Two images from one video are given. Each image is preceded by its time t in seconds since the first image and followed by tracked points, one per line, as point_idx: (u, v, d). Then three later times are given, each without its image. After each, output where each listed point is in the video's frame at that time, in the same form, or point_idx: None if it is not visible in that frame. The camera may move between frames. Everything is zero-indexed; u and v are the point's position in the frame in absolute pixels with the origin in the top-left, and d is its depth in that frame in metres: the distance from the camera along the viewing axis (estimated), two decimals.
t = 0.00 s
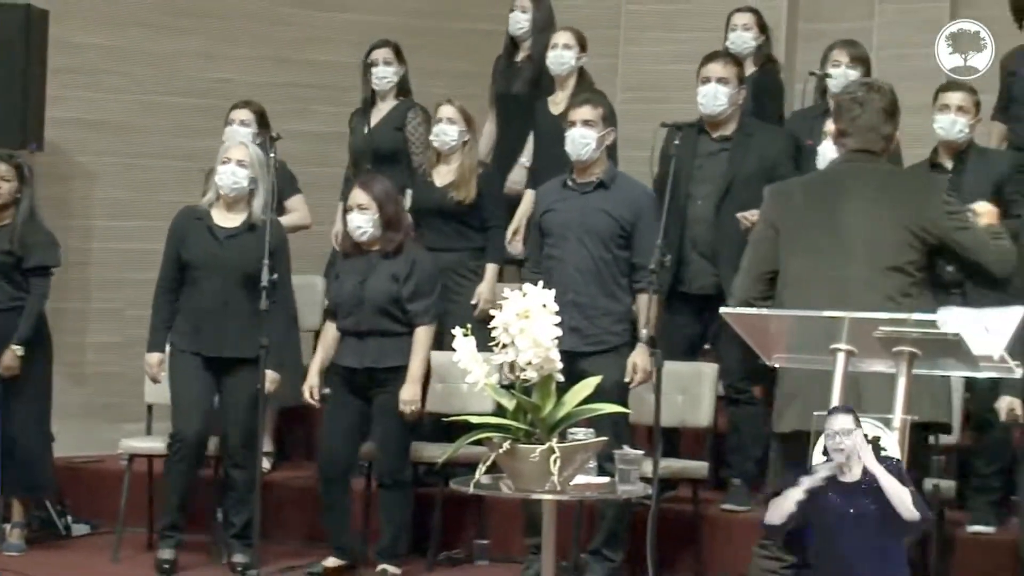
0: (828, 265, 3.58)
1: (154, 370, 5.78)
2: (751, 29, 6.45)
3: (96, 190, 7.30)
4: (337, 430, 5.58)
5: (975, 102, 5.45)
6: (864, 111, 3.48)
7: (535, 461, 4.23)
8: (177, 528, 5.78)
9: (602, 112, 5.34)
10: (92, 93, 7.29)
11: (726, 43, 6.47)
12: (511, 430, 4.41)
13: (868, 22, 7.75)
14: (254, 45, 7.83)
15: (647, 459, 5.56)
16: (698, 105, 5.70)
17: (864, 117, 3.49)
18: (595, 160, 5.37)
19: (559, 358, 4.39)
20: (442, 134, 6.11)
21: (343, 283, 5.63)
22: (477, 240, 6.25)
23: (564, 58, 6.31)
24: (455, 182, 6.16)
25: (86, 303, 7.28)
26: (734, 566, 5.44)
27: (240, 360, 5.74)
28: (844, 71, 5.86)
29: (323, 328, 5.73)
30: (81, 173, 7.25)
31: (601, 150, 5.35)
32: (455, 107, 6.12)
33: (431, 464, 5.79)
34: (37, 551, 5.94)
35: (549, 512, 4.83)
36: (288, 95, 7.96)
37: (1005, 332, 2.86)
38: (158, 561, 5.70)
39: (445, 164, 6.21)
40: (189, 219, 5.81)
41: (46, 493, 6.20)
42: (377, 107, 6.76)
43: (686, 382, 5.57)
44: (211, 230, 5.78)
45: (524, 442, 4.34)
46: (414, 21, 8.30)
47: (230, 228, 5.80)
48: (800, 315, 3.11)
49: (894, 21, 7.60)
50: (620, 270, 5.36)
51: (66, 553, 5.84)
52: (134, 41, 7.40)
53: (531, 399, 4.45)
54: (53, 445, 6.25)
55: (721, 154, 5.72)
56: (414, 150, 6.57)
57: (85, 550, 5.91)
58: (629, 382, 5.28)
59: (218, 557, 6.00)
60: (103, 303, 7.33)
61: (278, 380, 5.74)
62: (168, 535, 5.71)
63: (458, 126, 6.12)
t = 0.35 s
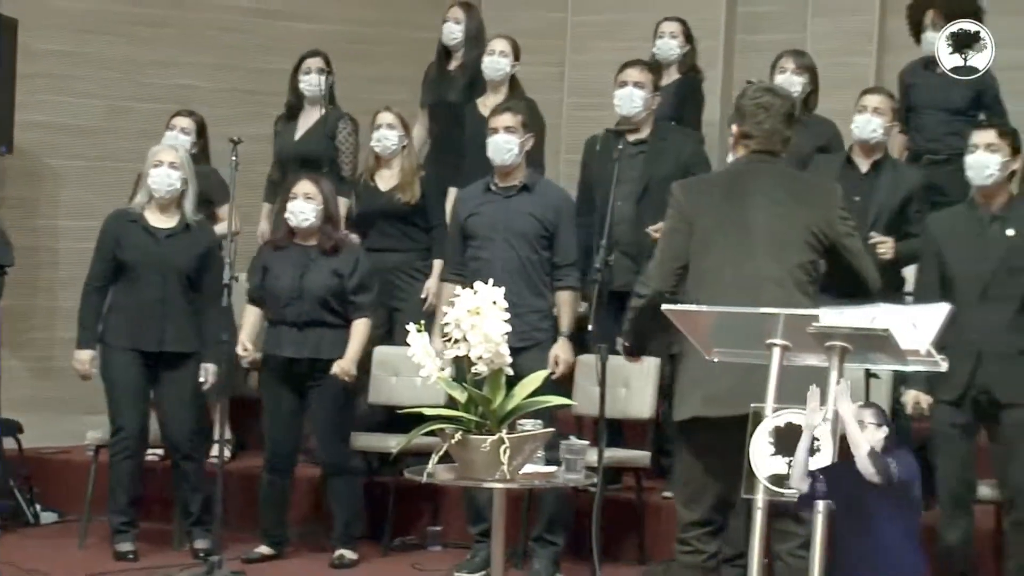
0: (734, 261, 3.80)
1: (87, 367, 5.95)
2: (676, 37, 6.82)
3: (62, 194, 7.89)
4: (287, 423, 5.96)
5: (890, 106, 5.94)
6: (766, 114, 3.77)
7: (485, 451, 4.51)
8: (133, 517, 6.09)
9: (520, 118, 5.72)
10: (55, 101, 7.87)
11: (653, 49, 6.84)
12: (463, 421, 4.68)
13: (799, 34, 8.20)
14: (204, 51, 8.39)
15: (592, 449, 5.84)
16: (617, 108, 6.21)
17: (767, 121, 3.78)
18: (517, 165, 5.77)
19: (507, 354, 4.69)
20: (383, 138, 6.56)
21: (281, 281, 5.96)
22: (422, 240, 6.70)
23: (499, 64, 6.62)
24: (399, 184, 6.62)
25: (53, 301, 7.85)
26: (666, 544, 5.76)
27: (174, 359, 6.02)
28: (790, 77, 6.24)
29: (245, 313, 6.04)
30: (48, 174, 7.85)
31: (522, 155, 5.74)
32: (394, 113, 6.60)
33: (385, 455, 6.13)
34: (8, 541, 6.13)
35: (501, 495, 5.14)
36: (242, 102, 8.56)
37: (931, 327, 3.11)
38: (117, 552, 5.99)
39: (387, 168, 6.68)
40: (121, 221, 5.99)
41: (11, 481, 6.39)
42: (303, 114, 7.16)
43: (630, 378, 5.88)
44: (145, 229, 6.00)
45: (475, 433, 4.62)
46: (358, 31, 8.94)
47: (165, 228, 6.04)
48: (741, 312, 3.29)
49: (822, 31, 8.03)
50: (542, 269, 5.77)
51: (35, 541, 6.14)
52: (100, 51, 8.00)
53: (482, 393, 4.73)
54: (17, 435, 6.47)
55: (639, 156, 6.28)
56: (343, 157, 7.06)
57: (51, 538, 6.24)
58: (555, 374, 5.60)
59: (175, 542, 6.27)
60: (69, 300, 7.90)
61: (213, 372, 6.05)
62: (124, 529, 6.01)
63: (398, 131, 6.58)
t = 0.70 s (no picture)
0: (657, 261, 4.15)
1: (61, 366, 6.14)
2: (620, 45, 7.11)
3: (31, 196, 8.31)
4: (242, 413, 6.27)
5: (826, 115, 6.29)
6: (692, 126, 4.07)
7: (442, 443, 4.80)
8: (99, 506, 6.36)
9: (467, 124, 6.01)
10: (25, 104, 8.32)
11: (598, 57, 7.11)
12: (422, 415, 4.94)
13: (744, 45, 8.69)
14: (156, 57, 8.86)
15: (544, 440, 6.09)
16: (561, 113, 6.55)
17: (694, 131, 4.08)
18: (462, 168, 6.12)
19: (464, 350, 4.93)
20: (347, 141, 6.87)
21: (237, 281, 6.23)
22: (383, 240, 7.01)
23: (454, 72, 6.86)
24: (365, 189, 6.92)
25: (24, 300, 8.25)
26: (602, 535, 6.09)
27: (134, 352, 6.26)
28: (743, 87, 6.57)
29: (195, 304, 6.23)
30: (17, 177, 8.26)
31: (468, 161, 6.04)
32: (356, 117, 6.90)
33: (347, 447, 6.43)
34: None
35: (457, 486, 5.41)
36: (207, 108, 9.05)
37: (867, 323, 3.39)
38: (87, 541, 6.25)
39: (351, 171, 6.99)
40: (79, 224, 6.18)
41: None
42: (260, 117, 7.39)
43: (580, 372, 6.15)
44: (106, 230, 6.21)
45: (433, 426, 4.88)
46: (317, 38, 9.51)
47: (123, 227, 6.25)
48: (686, 312, 3.51)
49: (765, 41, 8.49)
50: (488, 267, 6.16)
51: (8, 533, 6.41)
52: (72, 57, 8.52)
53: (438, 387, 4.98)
54: None
55: (583, 160, 6.61)
56: (303, 159, 7.45)
57: (22, 529, 6.52)
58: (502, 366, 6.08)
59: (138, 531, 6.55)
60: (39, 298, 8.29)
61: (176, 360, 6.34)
62: (93, 518, 6.26)
63: (361, 135, 6.90)
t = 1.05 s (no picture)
0: (591, 261, 4.39)
1: (49, 365, 6.50)
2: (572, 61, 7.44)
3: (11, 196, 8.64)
4: (204, 406, 6.54)
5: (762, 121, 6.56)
6: (629, 125, 4.31)
7: (399, 434, 5.09)
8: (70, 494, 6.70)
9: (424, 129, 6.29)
10: (15, 113, 8.67)
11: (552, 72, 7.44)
12: (378, 407, 5.22)
13: (684, 55, 9.18)
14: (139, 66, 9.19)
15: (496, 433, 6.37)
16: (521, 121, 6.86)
17: (630, 130, 4.31)
18: (422, 172, 6.42)
19: (418, 345, 5.21)
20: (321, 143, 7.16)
21: (205, 282, 6.52)
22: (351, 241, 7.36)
23: (415, 82, 7.30)
24: (337, 192, 7.28)
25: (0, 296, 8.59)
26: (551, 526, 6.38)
27: (108, 349, 6.64)
28: (690, 93, 6.83)
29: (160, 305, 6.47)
30: None
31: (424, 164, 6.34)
32: (333, 120, 7.19)
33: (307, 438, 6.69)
34: None
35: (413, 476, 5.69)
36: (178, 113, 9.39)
37: (802, 321, 3.68)
38: (56, 530, 6.54)
39: (324, 174, 7.34)
40: (55, 225, 6.54)
41: None
42: (223, 125, 7.70)
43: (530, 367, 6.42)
44: (81, 231, 6.58)
45: (389, 418, 5.18)
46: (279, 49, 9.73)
47: (94, 229, 6.63)
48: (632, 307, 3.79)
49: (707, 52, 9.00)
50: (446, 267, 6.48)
51: None
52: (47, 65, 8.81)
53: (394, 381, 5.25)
54: None
55: (539, 165, 7.00)
56: (269, 164, 7.74)
57: None
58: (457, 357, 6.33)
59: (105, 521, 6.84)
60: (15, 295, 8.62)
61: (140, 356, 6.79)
62: (63, 508, 6.55)
63: (336, 138, 7.20)
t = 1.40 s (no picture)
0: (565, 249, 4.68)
1: (25, 357, 6.77)
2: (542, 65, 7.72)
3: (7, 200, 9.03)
4: (180, 402, 6.82)
5: (712, 121, 6.84)
6: (603, 119, 4.58)
7: (359, 427, 5.35)
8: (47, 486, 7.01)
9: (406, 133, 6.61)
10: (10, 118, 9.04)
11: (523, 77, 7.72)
12: (339, 402, 5.47)
13: (631, 63, 9.77)
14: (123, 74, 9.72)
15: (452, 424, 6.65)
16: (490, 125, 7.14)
17: (605, 123, 4.59)
18: (401, 174, 6.71)
19: (377, 342, 5.47)
20: (303, 149, 7.40)
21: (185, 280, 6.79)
22: (326, 242, 7.64)
23: (386, 85, 7.48)
24: (313, 197, 7.53)
25: None
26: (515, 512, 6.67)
27: (97, 346, 6.90)
28: (635, 99, 7.07)
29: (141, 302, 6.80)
30: None
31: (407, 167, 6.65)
32: (314, 127, 7.44)
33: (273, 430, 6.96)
34: None
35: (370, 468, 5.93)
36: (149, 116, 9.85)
37: (744, 317, 4.09)
38: (25, 519, 6.85)
39: (304, 179, 7.59)
40: (47, 224, 6.85)
41: None
42: (208, 128, 8.06)
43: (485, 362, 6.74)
44: (73, 231, 6.88)
45: (349, 411, 5.43)
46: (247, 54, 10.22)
47: (87, 228, 6.93)
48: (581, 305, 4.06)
49: (654, 61, 9.59)
50: (420, 267, 6.74)
51: None
52: (21, 73, 9.26)
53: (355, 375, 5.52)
54: None
55: (509, 168, 7.29)
56: (253, 168, 8.11)
57: None
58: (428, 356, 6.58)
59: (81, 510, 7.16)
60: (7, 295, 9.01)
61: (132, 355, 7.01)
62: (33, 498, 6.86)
63: (316, 144, 7.42)
